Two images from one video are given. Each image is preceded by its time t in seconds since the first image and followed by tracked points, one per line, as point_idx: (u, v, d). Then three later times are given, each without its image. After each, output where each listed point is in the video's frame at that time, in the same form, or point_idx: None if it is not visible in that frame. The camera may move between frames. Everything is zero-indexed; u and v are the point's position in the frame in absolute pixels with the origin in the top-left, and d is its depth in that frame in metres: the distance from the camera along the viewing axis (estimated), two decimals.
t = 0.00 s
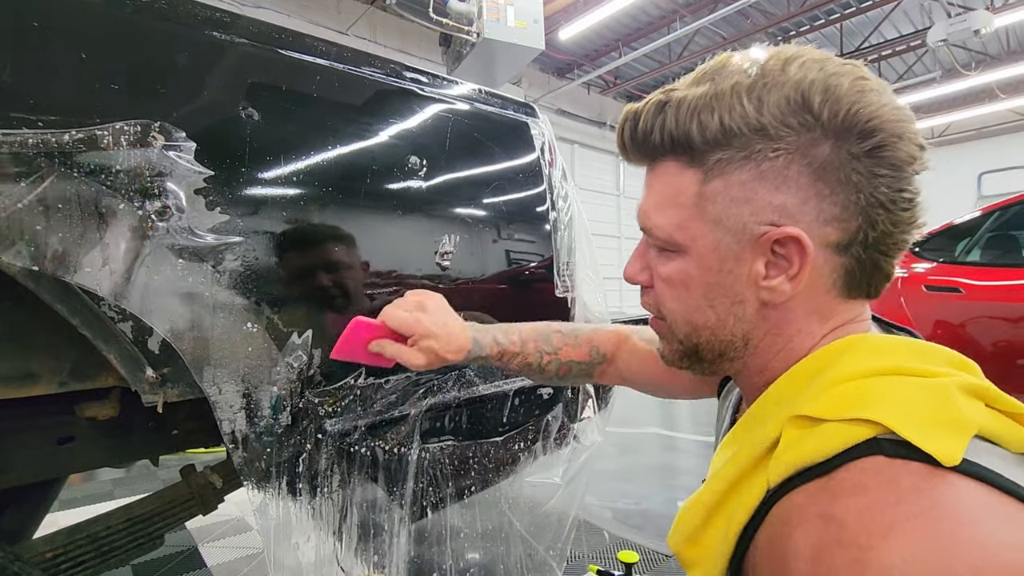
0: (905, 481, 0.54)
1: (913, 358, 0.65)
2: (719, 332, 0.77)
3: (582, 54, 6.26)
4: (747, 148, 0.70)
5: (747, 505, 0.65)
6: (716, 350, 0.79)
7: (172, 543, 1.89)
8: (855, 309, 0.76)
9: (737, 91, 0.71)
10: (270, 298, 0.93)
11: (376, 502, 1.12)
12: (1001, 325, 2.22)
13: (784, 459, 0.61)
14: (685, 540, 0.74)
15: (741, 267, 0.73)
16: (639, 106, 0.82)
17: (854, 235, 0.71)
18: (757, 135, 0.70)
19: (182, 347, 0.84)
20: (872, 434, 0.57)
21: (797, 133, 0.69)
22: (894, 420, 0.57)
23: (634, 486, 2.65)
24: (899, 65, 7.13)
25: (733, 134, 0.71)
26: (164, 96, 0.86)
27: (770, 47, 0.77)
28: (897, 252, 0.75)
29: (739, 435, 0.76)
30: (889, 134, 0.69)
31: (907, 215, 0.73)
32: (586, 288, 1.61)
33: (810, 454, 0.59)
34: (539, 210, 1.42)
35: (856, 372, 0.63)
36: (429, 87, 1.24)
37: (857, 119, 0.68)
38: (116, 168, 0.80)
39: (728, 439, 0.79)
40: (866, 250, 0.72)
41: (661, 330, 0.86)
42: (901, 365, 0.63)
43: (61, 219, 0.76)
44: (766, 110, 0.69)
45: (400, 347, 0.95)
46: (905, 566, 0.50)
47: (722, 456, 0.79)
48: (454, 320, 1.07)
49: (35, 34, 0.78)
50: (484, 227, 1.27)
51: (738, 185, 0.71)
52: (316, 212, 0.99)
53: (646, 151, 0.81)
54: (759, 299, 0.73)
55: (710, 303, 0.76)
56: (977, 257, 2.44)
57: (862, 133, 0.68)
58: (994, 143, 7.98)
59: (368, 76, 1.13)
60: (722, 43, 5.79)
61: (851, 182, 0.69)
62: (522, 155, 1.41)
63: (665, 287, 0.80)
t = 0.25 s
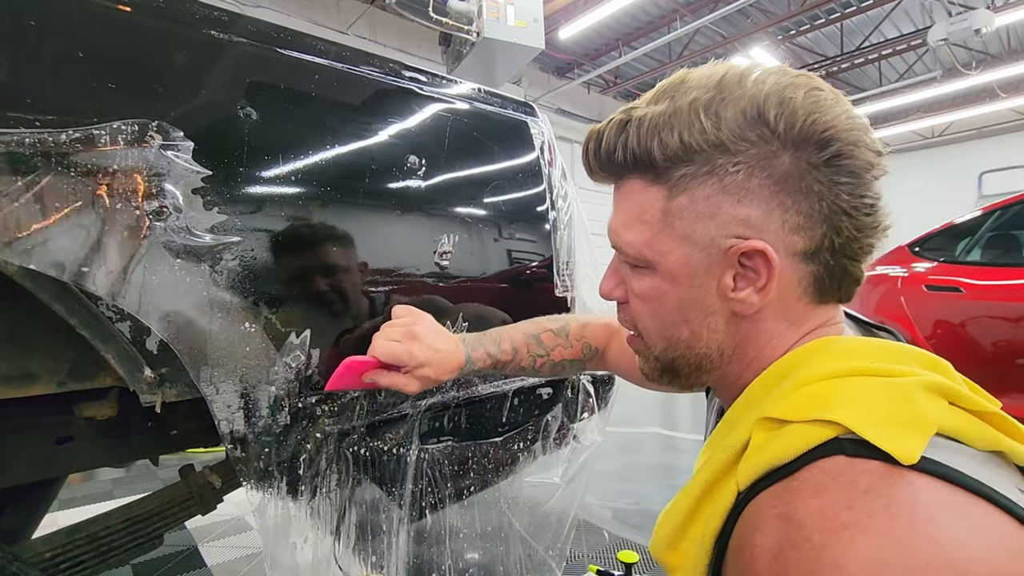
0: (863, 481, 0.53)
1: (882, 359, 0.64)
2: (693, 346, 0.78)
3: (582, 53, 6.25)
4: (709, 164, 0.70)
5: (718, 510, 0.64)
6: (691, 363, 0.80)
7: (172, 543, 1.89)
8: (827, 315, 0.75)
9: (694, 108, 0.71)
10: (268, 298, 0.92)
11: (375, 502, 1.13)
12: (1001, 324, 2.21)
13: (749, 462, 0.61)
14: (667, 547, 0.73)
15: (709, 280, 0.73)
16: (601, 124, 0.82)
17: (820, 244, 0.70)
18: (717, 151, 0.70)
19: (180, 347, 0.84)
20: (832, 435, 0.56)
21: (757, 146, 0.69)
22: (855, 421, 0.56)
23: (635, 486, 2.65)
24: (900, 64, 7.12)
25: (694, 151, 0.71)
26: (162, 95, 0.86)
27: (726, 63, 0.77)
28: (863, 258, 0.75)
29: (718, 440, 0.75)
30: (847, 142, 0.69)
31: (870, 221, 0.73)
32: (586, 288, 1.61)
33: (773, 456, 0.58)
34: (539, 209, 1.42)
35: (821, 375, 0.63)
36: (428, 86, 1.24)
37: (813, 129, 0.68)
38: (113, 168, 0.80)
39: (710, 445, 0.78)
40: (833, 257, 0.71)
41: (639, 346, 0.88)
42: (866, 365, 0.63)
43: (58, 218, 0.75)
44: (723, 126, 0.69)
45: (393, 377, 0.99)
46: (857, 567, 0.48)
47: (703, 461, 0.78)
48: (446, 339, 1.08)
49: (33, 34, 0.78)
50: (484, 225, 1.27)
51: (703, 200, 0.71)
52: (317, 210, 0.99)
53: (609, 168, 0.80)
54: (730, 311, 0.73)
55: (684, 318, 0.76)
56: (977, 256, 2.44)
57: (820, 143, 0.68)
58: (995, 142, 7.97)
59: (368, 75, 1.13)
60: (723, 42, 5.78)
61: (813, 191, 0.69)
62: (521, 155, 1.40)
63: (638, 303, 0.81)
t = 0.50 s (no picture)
0: (886, 484, 0.53)
1: (898, 359, 0.64)
2: (702, 344, 0.78)
3: (584, 52, 6.25)
4: (725, 157, 0.70)
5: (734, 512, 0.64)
6: (698, 360, 0.79)
7: (175, 540, 1.89)
8: (842, 311, 0.76)
9: (713, 98, 0.71)
10: (271, 296, 0.92)
11: (377, 500, 1.12)
12: (1005, 323, 2.20)
13: (766, 464, 0.60)
14: (678, 548, 0.73)
15: (724, 275, 0.73)
16: (617, 113, 0.82)
17: (839, 240, 0.71)
18: (734, 143, 0.69)
19: (183, 344, 0.84)
20: (852, 436, 0.56)
21: (776, 139, 0.68)
22: (875, 421, 0.56)
23: (637, 485, 2.65)
24: (902, 63, 7.11)
25: (711, 142, 0.70)
26: (167, 92, 0.86)
27: (744, 51, 0.76)
28: (881, 254, 0.75)
29: (729, 441, 0.75)
30: (870, 136, 0.69)
31: (890, 217, 0.73)
32: (588, 287, 1.61)
33: (791, 458, 0.58)
34: (541, 207, 1.42)
35: (838, 374, 0.63)
36: (431, 84, 1.24)
37: (836, 123, 0.68)
38: (118, 165, 0.80)
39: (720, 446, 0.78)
40: (850, 254, 0.72)
41: (643, 336, 0.87)
42: (885, 364, 0.63)
43: (64, 215, 0.75)
44: (742, 118, 0.69)
45: (394, 401, 1.00)
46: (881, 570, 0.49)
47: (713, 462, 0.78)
48: (446, 355, 1.08)
49: (37, 32, 0.78)
50: (485, 225, 1.27)
51: (717, 195, 0.71)
52: (316, 211, 0.98)
53: (623, 158, 0.80)
54: (745, 308, 0.73)
55: (695, 314, 0.76)
56: (980, 255, 2.43)
57: (843, 138, 0.68)
58: (996, 141, 7.96)
59: (370, 72, 1.13)
60: (724, 41, 5.77)
61: (834, 187, 0.69)
62: (523, 153, 1.40)
63: (650, 297, 0.80)
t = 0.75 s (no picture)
0: (899, 501, 0.53)
1: (905, 369, 0.65)
2: (708, 346, 0.79)
3: (584, 52, 6.25)
4: (735, 156, 0.70)
5: (742, 525, 0.64)
6: (704, 362, 0.80)
7: (177, 539, 1.90)
8: (847, 316, 0.76)
9: (722, 95, 0.71)
10: (277, 296, 0.94)
11: (382, 500, 1.12)
12: (1004, 323, 2.21)
13: (776, 478, 0.61)
14: (684, 558, 0.74)
15: (728, 279, 0.73)
16: (624, 107, 0.82)
17: (849, 246, 0.71)
18: (744, 143, 0.70)
19: (192, 345, 0.85)
20: (863, 451, 0.57)
21: (786, 139, 0.69)
22: (887, 436, 0.56)
23: (637, 484, 2.66)
24: (902, 63, 7.11)
25: (720, 140, 0.71)
26: (174, 94, 0.87)
27: (752, 44, 0.77)
28: (891, 260, 0.76)
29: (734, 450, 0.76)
30: (885, 140, 0.69)
31: (902, 223, 0.73)
32: (590, 287, 1.62)
33: (801, 472, 0.58)
34: (542, 208, 1.42)
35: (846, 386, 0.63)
36: (434, 85, 1.25)
37: (851, 124, 0.68)
38: (127, 166, 0.81)
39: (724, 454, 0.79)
40: (861, 260, 0.72)
41: (648, 342, 0.88)
42: (893, 375, 0.63)
43: (72, 216, 0.76)
44: (753, 116, 0.69)
45: (427, 394, 0.99)
46: None
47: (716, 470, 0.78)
48: (472, 351, 1.10)
49: (46, 34, 0.79)
50: (485, 225, 1.27)
51: (725, 195, 0.71)
52: (315, 213, 0.98)
53: (627, 153, 0.80)
54: (750, 313, 0.74)
55: (699, 317, 0.77)
56: (980, 255, 2.43)
57: (857, 141, 0.68)
58: (997, 141, 7.96)
59: (373, 73, 1.14)
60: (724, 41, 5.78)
61: (846, 192, 0.69)
62: (526, 153, 1.41)
63: (651, 300, 0.81)
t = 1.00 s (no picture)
0: (881, 487, 0.54)
1: (891, 360, 0.65)
2: (698, 345, 0.79)
3: (585, 52, 6.26)
4: (719, 160, 0.71)
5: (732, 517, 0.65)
6: (697, 361, 0.81)
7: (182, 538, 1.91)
8: (833, 315, 0.77)
9: (704, 101, 0.72)
10: (284, 296, 0.94)
11: (386, 498, 1.13)
12: (1005, 323, 2.21)
13: (763, 468, 0.61)
14: (679, 553, 0.74)
15: (714, 282, 0.74)
16: (610, 115, 0.83)
17: (831, 245, 0.71)
18: (726, 147, 0.70)
19: (199, 342, 0.86)
20: (846, 440, 0.57)
21: (768, 143, 0.69)
22: (870, 426, 0.57)
23: (639, 483, 2.66)
24: (903, 63, 7.11)
25: (702, 145, 0.71)
26: (182, 94, 0.87)
27: (740, 51, 0.78)
28: (873, 259, 0.76)
29: (727, 444, 0.76)
30: (863, 141, 0.70)
31: (882, 222, 0.74)
32: (593, 286, 1.63)
33: (786, 463, 0.59)
34: (544, 207, 1.43)
35: (831, 378, 0.64)
36: (439, 85, 1.25)
37: (828, 127, 0.69)
38: (136, 166, 0.81)
39: (718, 448, 0.79)
40: (842, 258, 0.73)
41: (641, 340, 0.89)
42: (878, 366, 0.64)
43: (82, 215, 0.77)
44: (735, 121, 0.70)
45: (406, 387, 0.99)
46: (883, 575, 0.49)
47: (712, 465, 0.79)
48: (456, 349, 1.09)
49: (55, 34, 0.79)
50: (489, 224, 1.28)
51: (710, 199, 0.72)
52: (319, 209, 0.99)
53: (615, 161, 0.81)
54: (737, 313, 0.75)
55: (689, 316, 0.77)
56: (981, 255, 2.43)
57: (835, 142, 0.69)
58: (998, 140, 7.96)
59: (378, 74, 1.14)
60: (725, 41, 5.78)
61: (825, 193, 0.70)
62: (527, 152, 1.41)
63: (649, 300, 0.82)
